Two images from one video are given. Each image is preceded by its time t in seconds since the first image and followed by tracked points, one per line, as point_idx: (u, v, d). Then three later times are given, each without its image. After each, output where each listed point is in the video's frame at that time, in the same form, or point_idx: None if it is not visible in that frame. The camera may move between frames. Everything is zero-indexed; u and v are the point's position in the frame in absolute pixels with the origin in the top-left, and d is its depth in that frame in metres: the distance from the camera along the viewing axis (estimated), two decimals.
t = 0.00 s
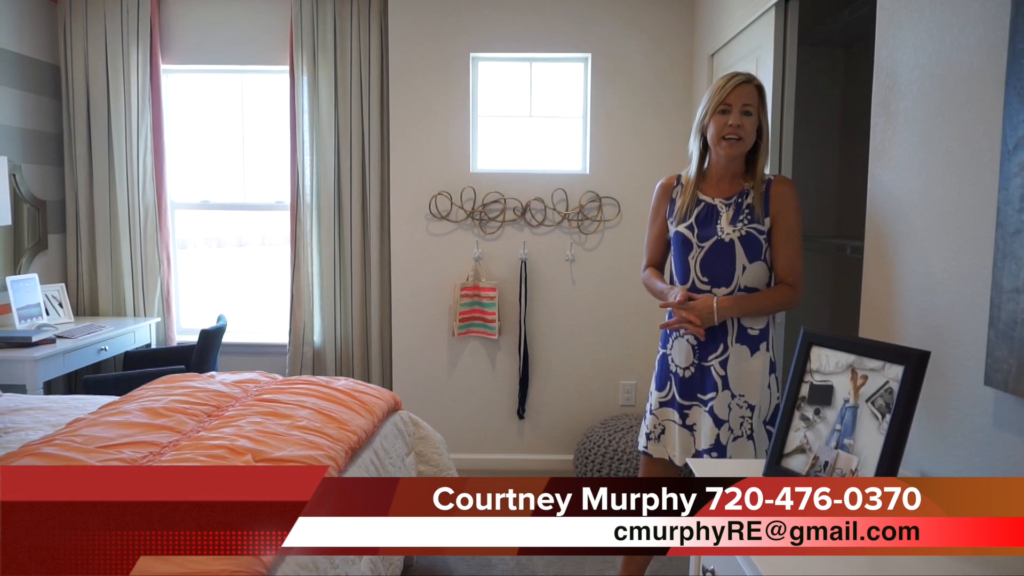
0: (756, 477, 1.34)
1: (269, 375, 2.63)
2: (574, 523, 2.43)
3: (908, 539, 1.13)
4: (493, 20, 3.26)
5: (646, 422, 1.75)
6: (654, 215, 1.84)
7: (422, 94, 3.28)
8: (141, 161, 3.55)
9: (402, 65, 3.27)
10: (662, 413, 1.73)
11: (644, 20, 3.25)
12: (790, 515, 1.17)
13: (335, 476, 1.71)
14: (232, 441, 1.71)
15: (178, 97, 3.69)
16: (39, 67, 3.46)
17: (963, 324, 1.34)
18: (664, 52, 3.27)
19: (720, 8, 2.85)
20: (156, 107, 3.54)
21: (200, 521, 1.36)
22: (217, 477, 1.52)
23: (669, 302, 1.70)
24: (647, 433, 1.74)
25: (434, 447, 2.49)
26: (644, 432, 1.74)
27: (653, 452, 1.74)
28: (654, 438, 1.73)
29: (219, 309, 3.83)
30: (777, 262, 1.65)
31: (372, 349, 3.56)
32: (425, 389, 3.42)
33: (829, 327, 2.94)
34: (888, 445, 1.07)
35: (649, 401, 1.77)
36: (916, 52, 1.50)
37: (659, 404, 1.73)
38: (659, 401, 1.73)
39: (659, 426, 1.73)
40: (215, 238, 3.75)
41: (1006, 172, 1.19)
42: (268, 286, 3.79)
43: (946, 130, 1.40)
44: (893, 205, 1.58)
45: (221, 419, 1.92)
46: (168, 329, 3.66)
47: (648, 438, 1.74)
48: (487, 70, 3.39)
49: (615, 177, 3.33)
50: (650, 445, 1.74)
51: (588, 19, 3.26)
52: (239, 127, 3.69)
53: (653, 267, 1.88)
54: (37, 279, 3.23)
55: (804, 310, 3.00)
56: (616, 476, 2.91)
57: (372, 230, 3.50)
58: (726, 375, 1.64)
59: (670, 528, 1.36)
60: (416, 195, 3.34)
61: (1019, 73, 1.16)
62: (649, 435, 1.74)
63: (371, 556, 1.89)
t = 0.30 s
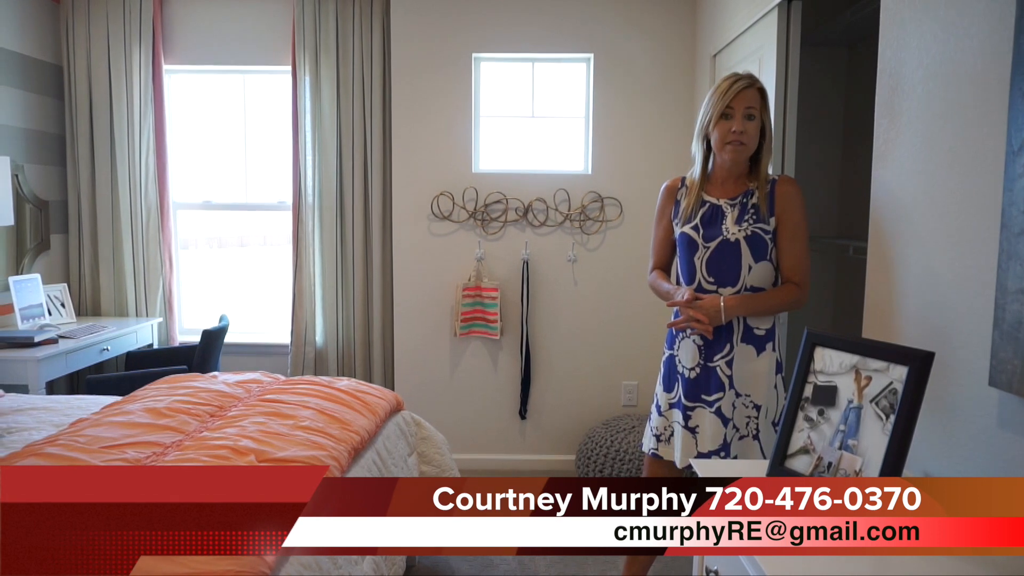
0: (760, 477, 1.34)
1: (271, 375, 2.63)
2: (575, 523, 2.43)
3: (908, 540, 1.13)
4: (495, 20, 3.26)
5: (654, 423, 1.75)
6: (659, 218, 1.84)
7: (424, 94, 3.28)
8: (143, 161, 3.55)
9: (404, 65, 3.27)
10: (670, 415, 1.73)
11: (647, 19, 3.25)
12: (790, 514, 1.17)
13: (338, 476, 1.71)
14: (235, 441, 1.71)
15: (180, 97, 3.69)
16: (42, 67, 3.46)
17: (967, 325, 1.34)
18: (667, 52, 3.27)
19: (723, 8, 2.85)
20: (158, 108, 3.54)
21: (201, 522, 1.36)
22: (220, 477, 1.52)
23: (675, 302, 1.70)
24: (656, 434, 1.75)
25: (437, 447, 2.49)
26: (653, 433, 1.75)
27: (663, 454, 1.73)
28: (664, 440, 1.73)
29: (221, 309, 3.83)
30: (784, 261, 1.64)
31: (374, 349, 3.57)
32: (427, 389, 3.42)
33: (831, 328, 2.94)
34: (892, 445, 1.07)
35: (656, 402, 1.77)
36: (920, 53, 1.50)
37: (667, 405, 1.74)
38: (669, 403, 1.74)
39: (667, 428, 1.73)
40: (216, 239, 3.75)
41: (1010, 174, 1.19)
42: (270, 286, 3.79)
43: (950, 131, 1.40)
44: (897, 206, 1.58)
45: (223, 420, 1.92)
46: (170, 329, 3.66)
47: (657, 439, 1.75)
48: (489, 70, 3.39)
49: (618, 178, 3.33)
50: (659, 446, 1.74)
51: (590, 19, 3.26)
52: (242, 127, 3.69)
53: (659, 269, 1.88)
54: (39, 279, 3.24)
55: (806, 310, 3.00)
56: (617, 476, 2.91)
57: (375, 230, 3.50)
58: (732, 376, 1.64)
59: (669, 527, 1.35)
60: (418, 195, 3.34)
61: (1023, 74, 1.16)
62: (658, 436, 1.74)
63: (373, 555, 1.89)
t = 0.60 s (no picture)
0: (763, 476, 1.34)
1: (273, 375, 2.63)
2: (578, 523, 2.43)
3: (908, 539, 1.13)
4: (496, 20, 3.26)
5: (658, 422, 1.75)
6: (661, 218, 1.84)
7: (425, 94, 3.28)
8: (144, 161, 3.54)
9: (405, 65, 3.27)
10: (676, 414, 1.73)
11: (648, 19, 3.25)
12: (790, 515, 1.17)
13: (340, 476, 1.71)
14: (237, 441, 1.71)
15: (181, 97, 3.69)
16: (43, 67, 3.46)
17: (970, 325, 1.34)
18: (668, 52, 3.26)
19: (724, 8, 2.85)
20: (159, 108, 3.55)
21: (201, 522, 1.36)
22: (222, 478, 1.52)
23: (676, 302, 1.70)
24: (660, 433, 1.74)
25: (438, 447, 2.49)
26: (657, 433, 1.74)
27: (671, 453, 1.73)
28: (671, 439, 1.73)
29: (222, 309, 3.82)
30: (786, 261, 1.64)
31: (375, 349, 3.57)
32: (428, 389, 3.42)
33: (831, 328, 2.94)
34: (894, 446, 1.06)
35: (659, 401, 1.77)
36: (923, 53, 1.50)
37: (672, 404, 1.74)
38: (673, 402, 1.74)
39: (672, 427, 1.73)
40: (217, 238, 3.75)
41: (1013, 174, 1.18)
42: (271, 286, 3.79)
43: (952, 131, 1.40)
44: (899, 206, 1.58)
45: (225, 420, 1.91)
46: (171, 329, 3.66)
47: (661, 439, 1.74)
48: (490, 70, 3.39)
49: (619, 178, 3.33)
50: (666, 446, 1.73)
51: (591, 19, 3.26)
52: (243, 127, 3.69)
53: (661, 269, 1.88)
54: (40, 278, 3.23)
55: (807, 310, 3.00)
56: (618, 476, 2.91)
57: (376, 230, 3.50)
58: (735, 376, 1.64)
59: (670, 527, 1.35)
60: (419, 195, 3.33)
61: None
62: (662, 436, 1.73)
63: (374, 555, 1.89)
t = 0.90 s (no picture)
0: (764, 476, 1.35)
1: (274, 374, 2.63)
2: (578, 524, 2.44)
3: (908, 539, 1.13)
4: (498, 20, 3.26)
5: (658, 422, 1.74)
6: (663, 217, 1.84)
7: (427, 94, 3.28)
8: (146, 161, 3.54)
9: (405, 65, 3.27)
10: (676, 413, 1.73)
11: (650, 19, 3.25)
12: (790, 515, 1.17)
13: (342, 475, 1.71)
14: (239, 441, 1.70)
15: (182, 97, 3.69)
16: (45, 66, 3.47)
17: (973, 325, 1.34)
18: (670, 52, 3.26)
19: (726, 7, 2.85)
20: (161, 108, 3.55)
21: (202, 522, 1.36)
22: (224, 478, 1.52)
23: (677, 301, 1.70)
24: (660, 433, 1.73)
25: (439, 447, 2.49)
26: (658, 433, 1.73)
27: (671, 452, 1.73)
28: (671, 438, 1.73)
29: (224, 309, 3.82)
30: (787, 261, 1.64)
31: (377, 349, 3.57)
32: (429, 389, 3.42)
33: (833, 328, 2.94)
34: (897, 446, 1.06)
35: (660, 401, 1.77)
36: (926, 51, 1.49)
37: (672, 404, 1.73)
38: (673, 401, 1.73)
39: (673, 426, 1.73)
40: (218, 238, 3.75)
41: (1016, 174, 1.18)
42: (272, 286, 3.78)
43: (955, 129, 1.39)
44: (901, 205, 1.58)
45: (226, 419, 1.91)
46: (173, 329, 3.66)
47: (661, 439, 1.73)
48: (492, 70, 3.39)
49: (621, 177, 3.32)
50: (667, 445, 1.73)
51: (593, 18, 3.26)
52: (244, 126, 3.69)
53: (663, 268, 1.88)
54: (42, 278, 3.23)
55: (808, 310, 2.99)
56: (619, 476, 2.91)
57: (378, 230, 3.49)
58: (735, 376, 1.64)
59: (670, 527, 1.35)
60: (420, 196, 3.33)
61: None
62: (663, 435, 1.73)
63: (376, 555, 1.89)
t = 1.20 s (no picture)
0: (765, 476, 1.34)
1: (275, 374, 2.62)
2: (578, 524, 2.43)
3: (908, 540, 1.12)
4: (499, 19, 3.26)
5: (659, 422, 1.74)
6: (663, 218, 1.83)
7: (428, 93, 3.28)
8: (147, 160, 3.54)
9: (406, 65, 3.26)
10: (677, 413, 1.72)
11: (651, 19, 3.24)
12: (790, 515, 1.17)
13: (343, 475, 1.70)
14: (240, 441, 1.70)
15: (183, 96, 3.68)
16: (46, 66, 3.47)
17: (975, 325, 1.34)
18: (671, 51, 3.26)
19: (728, 7, 2.85)
20: (162, 107, 3.55)
21: (202, 522, 1.35)
22: (224, 478, 1.52)
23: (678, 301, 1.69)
24: (661, 433, 1.73)
25: (441, 447, 2.49)
26: (659, 434, 1.73)
27: (672, 453, 1.72)
28: (671, 438, 1.72)
29: (224, 309, 3.82)
30: (788, 261, 1.64)
31: (378, 348, 3.57)
32: (430, 389, 3.41)
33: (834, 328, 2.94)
34: (899, 446, 1.06)
35: (660, 403, 1.76)
36: (928, 49, 1.49)
37: (673, 405, 1.73)
38: (674, 402, 1.73)
39: (673, 427, 1.72)
40: (219, 238, 3.76)
41: (1018, 174, 1.18)
42: (273, 285, 3.78)
43: (958, 128, 1.39)
44: (904, 205, 1.58)
45: (227, 419, 1.91)
46: (174, 328, 3.67)
47: (662, 439, 1.73)
48: (493, 69, 3.39)
49: (622, 177, 3.32)
50: (667, 446, 1.72)
51: (594, 18, 3.25)
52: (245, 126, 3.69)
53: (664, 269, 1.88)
54: (43, 278, 3.23)
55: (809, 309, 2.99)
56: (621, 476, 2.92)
57: (379, 230, 3.49)
58: (738, 375, 1.64)
59: (671, 527, 1.35)
60: (421, 195, 3.33)
61: None
62: (664, 436, 1.72)
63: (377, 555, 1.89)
